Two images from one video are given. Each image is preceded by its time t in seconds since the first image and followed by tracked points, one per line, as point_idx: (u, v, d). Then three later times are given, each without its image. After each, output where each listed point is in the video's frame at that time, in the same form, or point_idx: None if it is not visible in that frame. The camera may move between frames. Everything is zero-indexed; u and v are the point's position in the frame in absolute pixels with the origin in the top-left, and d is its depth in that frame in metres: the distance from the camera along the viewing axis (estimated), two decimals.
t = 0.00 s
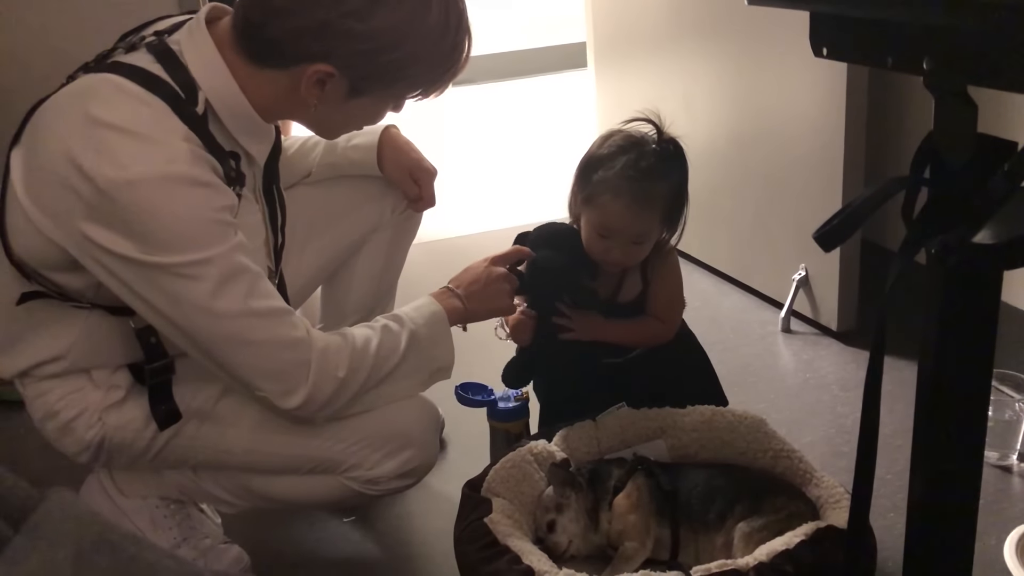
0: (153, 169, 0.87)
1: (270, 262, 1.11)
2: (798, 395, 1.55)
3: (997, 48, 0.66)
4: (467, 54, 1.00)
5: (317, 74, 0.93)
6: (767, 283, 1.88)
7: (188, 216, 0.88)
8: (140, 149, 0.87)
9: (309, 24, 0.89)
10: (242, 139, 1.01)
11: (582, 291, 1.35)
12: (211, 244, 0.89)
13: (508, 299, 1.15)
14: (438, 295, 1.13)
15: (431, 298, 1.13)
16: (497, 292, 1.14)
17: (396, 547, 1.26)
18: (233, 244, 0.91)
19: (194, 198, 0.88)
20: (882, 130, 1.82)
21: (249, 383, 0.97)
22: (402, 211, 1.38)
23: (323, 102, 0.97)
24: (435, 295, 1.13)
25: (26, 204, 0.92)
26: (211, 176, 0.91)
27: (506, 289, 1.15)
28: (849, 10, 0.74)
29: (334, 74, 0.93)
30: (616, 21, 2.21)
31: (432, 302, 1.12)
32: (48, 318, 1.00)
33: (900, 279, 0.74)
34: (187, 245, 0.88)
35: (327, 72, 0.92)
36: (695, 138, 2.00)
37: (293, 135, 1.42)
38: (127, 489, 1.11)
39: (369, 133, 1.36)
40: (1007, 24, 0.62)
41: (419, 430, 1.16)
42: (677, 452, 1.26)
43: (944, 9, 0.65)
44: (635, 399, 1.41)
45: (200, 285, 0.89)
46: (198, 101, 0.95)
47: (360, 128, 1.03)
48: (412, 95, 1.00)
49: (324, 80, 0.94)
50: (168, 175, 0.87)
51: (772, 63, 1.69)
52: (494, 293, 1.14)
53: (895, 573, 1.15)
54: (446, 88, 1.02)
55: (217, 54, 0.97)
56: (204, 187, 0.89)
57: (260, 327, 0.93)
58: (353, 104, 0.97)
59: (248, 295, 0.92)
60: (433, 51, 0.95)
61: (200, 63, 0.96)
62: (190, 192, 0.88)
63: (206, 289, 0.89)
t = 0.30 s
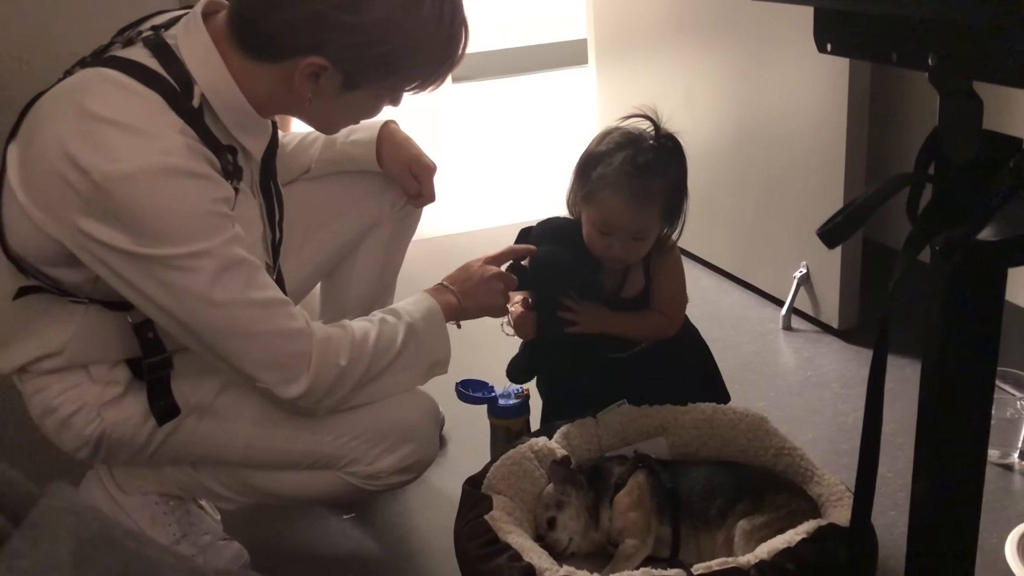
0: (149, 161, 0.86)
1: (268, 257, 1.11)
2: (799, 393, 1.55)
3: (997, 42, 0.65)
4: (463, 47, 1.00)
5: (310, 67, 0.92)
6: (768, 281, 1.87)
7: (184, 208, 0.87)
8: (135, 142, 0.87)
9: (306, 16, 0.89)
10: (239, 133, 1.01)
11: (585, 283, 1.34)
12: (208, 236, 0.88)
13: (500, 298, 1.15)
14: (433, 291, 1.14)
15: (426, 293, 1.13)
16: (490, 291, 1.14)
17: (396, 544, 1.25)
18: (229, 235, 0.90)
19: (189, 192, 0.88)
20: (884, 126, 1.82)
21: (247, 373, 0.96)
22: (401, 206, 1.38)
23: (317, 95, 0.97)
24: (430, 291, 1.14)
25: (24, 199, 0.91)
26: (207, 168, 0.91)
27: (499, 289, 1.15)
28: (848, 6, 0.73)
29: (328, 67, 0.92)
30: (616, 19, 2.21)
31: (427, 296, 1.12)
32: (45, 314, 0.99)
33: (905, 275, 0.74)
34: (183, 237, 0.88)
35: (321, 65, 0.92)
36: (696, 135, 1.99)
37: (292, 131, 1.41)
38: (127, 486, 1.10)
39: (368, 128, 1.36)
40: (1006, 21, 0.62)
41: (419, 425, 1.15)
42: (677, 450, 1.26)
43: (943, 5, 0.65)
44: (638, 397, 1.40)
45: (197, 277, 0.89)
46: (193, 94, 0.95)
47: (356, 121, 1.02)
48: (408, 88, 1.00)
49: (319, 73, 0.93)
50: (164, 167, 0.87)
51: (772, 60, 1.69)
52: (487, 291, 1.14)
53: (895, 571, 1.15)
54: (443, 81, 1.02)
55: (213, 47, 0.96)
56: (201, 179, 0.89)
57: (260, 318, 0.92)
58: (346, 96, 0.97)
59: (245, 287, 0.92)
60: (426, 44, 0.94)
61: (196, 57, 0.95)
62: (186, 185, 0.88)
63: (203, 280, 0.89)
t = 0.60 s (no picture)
0: (147, 158, 0.86)
1: (266, 254, 1.11)
2: (798, 391, 1.55)
3: (995, 37, 0.65)
4: (459, 41, 1.00)
5: (304, 58, 0.92)
6: (767, 279, 1.87)
7: (181, 206, 0.87)
8: (133, 139, 0.87)
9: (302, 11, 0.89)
10: (237, 129, 1.01)
11: (584, 279, 1.35)
12: (206, 234, 0.88)
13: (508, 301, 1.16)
14: (441, 292, 1.13)
15: (434, 293, 1.12)
16: (498, 294, 1.15)
17: (395, 542, 1.25)
18: (228, 233, 0.90)
19: (187, 190, 0.88)
20: (883, 124, 1.82)
21: (244, 372, 0.97)
22: (398, 203, 1.38)
23: (311, 87, 0.96)
24: (438, 292, 1.13)
25: (21, 196, 0.91)
26: (204, 166, 0.90)
27: (506, 290, 1.16)
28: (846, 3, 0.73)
29: (322, 59, 0.92)
30: (616, 16, 2.21)
31: (434, 297, 1.11)
32: (43, 311, 0.99)
33: (904, 274, 0.74)
34: (182, 235, 0.87)
35: (313, 56, 0.92)
36: (695, 133, 1.99)
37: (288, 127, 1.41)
38: (126, 484, 1.10)
39: (366, 124, 1.35)
40: (1005, 18, 0.62)
41: (418, 423, 1.15)
42: (676, 448, 1.26)
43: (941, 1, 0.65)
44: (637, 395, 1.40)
45: (194, 275, 0.89)
46: (191, 91, 0.95)
47: (352, 115, 1.02)
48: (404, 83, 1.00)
49: (312, 65, 0.93)
50: (162, 165, 0.86)
51: (771, 58, 1.69)
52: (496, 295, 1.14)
53: (894, 569, 1.15)
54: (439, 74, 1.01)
55: (210, 43, 0.96)
56: (199, 176, 0.89)
57: (258, 317, 0.92)
58: (340, 88, 0.96)
59: (243, 285, 0.92)
60: (421, 36, 0.94)
61: (192, 52, 0.95)
62: (183, 182, 0.87)
63: (200, 278, 0.89)
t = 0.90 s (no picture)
0: (144, 157, 0.86)
1: (264, 252, 1.11)
2: (797, 390, 1.55)
3: (992, 36, 0.65)
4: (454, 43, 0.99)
5: (290, 52, 0.92)
6: (766, 278, 1.87)
7: (179, 206, 0.87)
8: (130, 138, 0.87)
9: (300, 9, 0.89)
10: (235, 128, 1.01)
11: (587, 275, 1.35)
12: (204, 234, 0.88)
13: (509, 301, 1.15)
14: (442, 293, 1.13)
15: (434, 294, 1.12)
16: (499, 295, 1.14)
17: (394, 541, 1.25)
18: (226, 234, 0.90)
19: (185, 190, 0.87)
20: (882, 123, 1.82)
21: (241, 372, 0.96)
22: (395, 202, 1.38)
23: (298, 84, 0.96)
24: (438, 293, 1.13)
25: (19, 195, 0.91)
26: (203, 166, 0.90)
27: (507, 291, 1.15)
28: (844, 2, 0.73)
29: (308, 54, 0.92)
30: (615, 16, 2.21)
31: (434, 297, 1.12)
32: (41, 310, 0.99)
33: (902, 274, 0.74)
34: (179, 235, 0.87)
35: (300, 50, 0.91)
36: (694, 132, 1.99)
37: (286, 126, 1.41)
38: (124, 483, 1.10)
39: (364, 123, 1.35)
40: (1003, 17, 0.62)
41: (416, 421, 1.15)
42: (675, 447, 1.26)
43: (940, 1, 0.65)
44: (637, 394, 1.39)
45: (192, 277, 0.89)
46: (189, 89, 0.94)
47: (345, 116, 1.02)
48: (399, 83, 1.00)
49: (299, 60, 0.93)
50: (160, 165, 0.86)
51: (770, 57, 1.69)
52: (496, 295, 1.14)
53: (892, 567, 1.15)
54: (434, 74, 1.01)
55: (208, 42, 0.96)
56: (197, 175, 0.89)
57: (256, 316, 0.92)
58: (330, 87, 0.96)
59: (241, 286, 0.91)
60: (418, 35, 0.94)
61: (189, 51, 0.95)
62: (181, 181, 0.87)
63: (198, 278, 0.89)
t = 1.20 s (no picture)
0: (142, 159, 0.86)
1: (262, 251, 1.11)
2: (794, 389, 1.55)
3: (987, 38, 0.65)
4: (454, 49, 0.99)
5: (290, 59, 0.92)
6: (764, 277, 1.88)
7: (176, 208, 0.87)
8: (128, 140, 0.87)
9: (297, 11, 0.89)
10: (232, 128, 1.01)
11: (593, 276, 1.34)
12: (201, 237, 0.88)
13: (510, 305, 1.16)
14: (443, 297, 1.13)
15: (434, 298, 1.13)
16: (500, 299, 1.15)
17: (392, 541, 1.25)
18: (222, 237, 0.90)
19: (182, 192, 0.88)
20: (878, 123, 1.83)
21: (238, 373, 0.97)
22: (393, 203, 1.38)
23: (298, 90, 0.96)
24: (438, 297, 1.13)
25: (17, 196, 0.91)
26: (200, 168, 0.91)
27: (507, 294, 1.16)
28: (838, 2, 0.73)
29: (307, 61, 0.92)
30: (613, 16, 2.21)
31: (434, 300, 1.12)
32: (38, 311, 0.99)
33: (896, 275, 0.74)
34: (177, 236, 0.87)
35: (299, 58, 0.92)
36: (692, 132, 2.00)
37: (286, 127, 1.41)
38: (122, 482, 1.10)
39: (363, 124, 1.35)
40: (996, 19, 0.62)
41: (414, 421, 1.15)
42: (672, 447, 1.26)
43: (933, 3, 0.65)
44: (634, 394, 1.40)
45: (189, 279, 0.89)
46: (186, 90, 0.95)
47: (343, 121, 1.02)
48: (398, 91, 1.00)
49: (298, 66, 0.93)
50: (157, 166, 0.86)
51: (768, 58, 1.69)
52: (496, 300, 1.15)
53: (888, 565, 1.15)
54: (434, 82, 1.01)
55: (205, 44, 0.96)
56: (194, 178, 0.89)
57: (253, 317, 0.93)
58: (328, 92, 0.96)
59: (237, 289, 0.92)
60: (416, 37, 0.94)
61: (187, 53, 0.95)
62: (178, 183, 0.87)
63: (195, 281, 0.89)
